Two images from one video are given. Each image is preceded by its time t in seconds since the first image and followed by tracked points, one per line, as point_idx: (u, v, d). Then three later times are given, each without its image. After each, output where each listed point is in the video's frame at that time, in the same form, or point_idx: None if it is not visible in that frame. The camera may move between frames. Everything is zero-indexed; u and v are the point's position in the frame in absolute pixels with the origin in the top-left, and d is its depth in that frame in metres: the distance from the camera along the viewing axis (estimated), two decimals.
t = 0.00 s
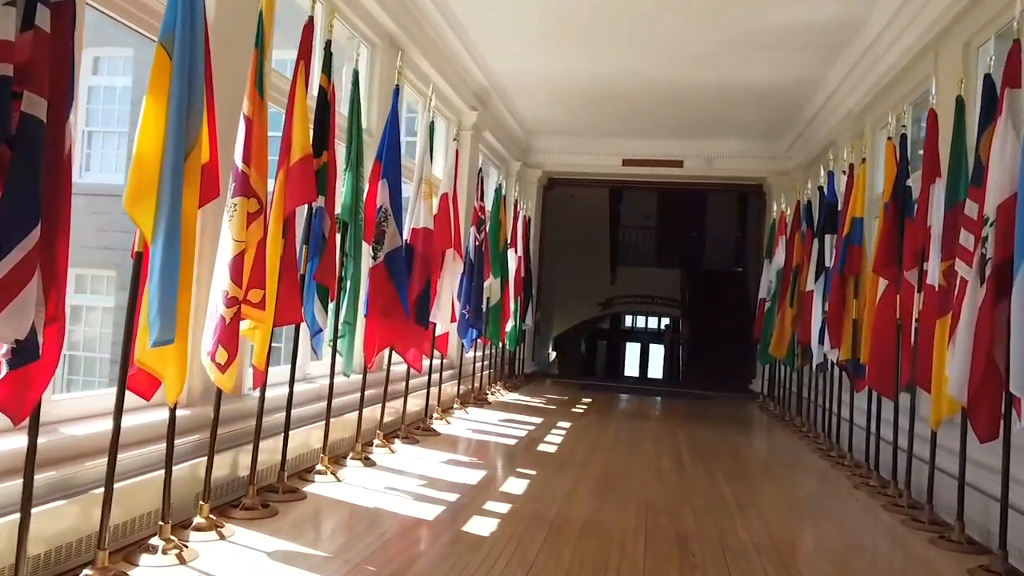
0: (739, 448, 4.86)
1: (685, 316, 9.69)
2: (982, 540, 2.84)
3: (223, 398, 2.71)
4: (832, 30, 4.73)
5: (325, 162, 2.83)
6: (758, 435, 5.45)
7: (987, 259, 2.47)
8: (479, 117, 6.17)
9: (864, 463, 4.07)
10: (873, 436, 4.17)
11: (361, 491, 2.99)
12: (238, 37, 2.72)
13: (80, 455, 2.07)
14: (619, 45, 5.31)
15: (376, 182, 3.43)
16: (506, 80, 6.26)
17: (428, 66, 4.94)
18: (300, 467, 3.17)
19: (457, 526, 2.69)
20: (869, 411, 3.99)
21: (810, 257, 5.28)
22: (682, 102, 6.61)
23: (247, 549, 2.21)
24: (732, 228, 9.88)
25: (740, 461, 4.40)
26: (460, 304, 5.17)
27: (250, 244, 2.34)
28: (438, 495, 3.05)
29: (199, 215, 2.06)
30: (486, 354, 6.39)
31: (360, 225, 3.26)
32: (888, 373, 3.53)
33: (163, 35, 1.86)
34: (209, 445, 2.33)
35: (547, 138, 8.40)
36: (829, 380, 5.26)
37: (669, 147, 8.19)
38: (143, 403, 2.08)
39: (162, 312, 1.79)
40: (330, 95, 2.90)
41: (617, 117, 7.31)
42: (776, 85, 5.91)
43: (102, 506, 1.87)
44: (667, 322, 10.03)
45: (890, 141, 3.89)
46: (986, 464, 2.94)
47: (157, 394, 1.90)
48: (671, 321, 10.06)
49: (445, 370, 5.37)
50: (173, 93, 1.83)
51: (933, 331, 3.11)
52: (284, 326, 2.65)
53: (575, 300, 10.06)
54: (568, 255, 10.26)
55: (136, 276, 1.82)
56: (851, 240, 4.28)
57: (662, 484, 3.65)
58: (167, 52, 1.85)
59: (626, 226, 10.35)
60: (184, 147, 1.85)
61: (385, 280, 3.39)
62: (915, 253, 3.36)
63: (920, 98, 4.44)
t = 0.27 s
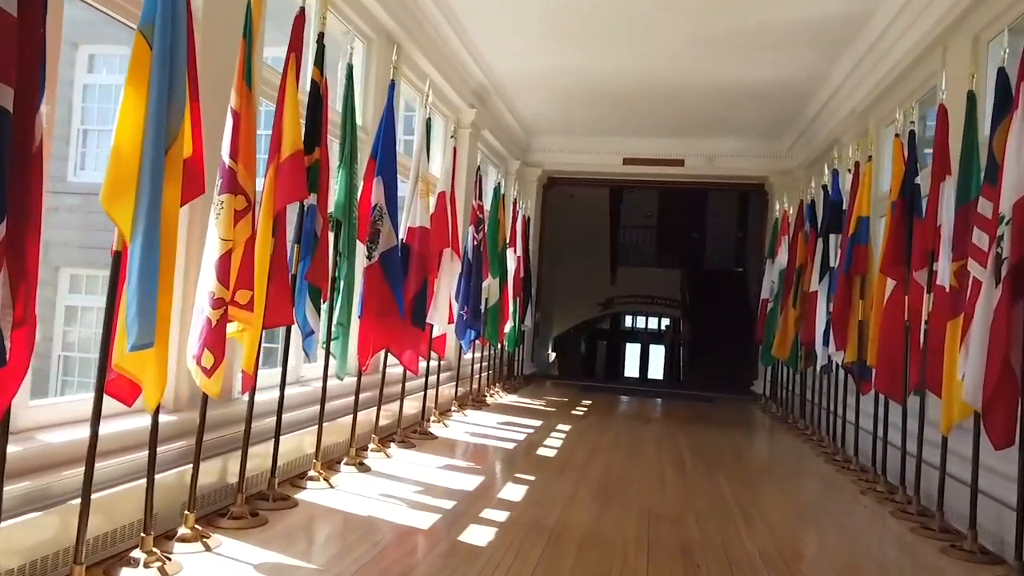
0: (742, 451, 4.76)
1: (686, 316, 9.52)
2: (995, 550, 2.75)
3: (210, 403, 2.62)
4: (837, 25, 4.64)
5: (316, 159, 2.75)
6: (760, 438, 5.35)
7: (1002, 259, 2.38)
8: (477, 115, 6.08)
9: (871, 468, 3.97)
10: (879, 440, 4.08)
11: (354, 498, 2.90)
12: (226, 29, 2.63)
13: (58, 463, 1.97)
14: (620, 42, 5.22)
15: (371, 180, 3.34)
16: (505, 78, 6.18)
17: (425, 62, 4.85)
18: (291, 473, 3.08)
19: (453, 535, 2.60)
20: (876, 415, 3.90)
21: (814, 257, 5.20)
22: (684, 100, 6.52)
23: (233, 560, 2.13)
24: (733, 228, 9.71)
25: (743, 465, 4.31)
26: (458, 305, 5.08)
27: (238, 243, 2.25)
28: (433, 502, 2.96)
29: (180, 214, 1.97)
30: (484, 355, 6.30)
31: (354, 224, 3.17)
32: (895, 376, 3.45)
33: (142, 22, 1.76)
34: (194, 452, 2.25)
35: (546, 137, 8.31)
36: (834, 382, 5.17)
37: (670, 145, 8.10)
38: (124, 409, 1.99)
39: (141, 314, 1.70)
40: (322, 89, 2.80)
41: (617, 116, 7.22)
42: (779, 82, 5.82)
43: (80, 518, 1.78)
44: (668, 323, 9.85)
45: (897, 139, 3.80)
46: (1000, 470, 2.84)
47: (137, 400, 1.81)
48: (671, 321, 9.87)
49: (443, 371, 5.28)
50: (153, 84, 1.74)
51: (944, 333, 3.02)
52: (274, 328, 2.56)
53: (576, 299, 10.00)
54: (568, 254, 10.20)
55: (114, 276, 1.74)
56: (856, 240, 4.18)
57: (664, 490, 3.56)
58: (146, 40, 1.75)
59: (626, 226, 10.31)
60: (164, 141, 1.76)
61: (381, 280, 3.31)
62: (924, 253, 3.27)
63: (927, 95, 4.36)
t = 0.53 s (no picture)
0: (743, 456, 4.66)
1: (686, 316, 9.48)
2: (1009, 562, 2.65)
3: (191, 409, 2.52)
4: (841, 20, 4.54)
5: (304, 156, 2.65)
6: (762, 441, 5.25)
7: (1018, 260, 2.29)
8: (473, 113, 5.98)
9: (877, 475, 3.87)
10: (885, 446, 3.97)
11: (344, 509, 2.79)
12: (208, 19, 2.52)
13: (24, 478, 1.85)
14: (619, 37, 5.12)
15: (363, 177, 3.24)
16: (502, 74, 6.07)
17: (419, 58, 4.75)
18: (277, 481, 2.97)
19: (445, 548, 2.49)
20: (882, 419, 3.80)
21: (816, 258, 5.10)
22: (684, 99, 6.43)
23: None
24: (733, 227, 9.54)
25: (745, 471, 4.20)
26: (453, 306, 4.98)
27: (219, 243, 2.14)
28: (426, 512, 2.85)
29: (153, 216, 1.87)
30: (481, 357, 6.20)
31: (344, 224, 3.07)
32: (903, 381, 3.35)
33: (113, 11, 1.66)
34: (173, 463, 2.14)
35: (543, 135, 8.21)
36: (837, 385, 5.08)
37: (669, 145, 8.01)
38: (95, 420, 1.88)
39: (109, 320, 1.60)
40: (311, 83, 2.69)
41: (616, 114, 7.11)
42: (781, 79, 5.72)
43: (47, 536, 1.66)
44: (666, 323, 9.83)
45: (904, 136, 3.70)
46: (1013, 479, 2.74)
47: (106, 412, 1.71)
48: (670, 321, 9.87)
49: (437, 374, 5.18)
50: (124, 75, 1.64)
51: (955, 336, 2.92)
52: (259, 332, 2.46)
53: (575, 299, 9.89)
54: (566, 253, 10.06)
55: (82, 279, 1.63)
56: (861, 240, 4.08)
57: (665, 497, 3.45)
58: (118, 28, 1.66)
59: (625, 226, 10.10)
60: (136, 136, 1.66)
61: (373, 281, 3.20)
62: (933, 253, 3.16)
63: (934, 92, 4.26)
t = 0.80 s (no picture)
0: (742, 458, 4.56)
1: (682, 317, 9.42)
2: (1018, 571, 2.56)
3: (167, 413, 2.42)
4: (841, 13, 4.45)
5: (287, 149, 2.54)
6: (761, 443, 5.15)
7: None
8: (467, 109, 5.89)
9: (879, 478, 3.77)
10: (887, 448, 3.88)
11: (329, 515, 2.69)
12: (186, 5, 2.42)
13: None
14: (615, 32, 5.03)
15: (350, 172, 3.13)
16: (496, 69, 5.97)
17: (411, 52, 4.65)
18: (259, 487, 2.86)
19: (432, 556, 2.38)
20: (884, 422, 3.71)
21: (815, 257, 5.03)
22: (681, 95, 6.34)
23: None
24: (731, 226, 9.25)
25: (744, 474, 4.11)
26: (445, 306, 4.88)
27: (194, 239, 2.04)
28: (414, 518, 2.75)
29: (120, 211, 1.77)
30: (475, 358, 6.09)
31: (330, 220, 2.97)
32: (906, 382, 3.26)
33: None
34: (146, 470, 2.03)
35: (539, 133, 8.12)
36: (837, 385, 4.99)
37: (666, 142, 7.92)
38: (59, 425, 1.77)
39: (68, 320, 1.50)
40: (295, 73, 2.59)
41: (612, 111, 7.02)
42: (780, 74, 5.63)
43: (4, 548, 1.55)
44: (663, 323, 9.48)
45: (906, 131, 3.61)
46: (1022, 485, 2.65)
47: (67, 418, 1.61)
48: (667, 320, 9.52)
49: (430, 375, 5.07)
50: (86, 59, 1.54)
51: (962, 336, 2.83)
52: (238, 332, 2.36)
53: (571, 300, 9.78)
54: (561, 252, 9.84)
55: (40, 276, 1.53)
56: (862, 237, 3.98)
57: (663, 502, 3.35)
58: (80, 10, 1.56)
59: (621, 225, 9.68)
60: (98, 124, 1.55)
61: (360, 279, 3.11)
62: (937, 251, 3.07)
63: (937, 87, 4.17)
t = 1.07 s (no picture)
0: (738, 458, 4.47)
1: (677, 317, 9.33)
2: None
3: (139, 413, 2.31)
4: (840, 4, 4.37)
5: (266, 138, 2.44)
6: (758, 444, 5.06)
7: None
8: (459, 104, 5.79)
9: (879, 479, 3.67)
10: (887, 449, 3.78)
11: (309, 520, 2.58)
12: None
13: None
14: (609, 23, 4.93)
15: (333, 165, 3.02)
16: (488, 63, 5.87)
17: (402, 45, 4.55)
18: (237, 490, 2.76)
19: (415, 563, 2.26)
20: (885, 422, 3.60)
21: (813, 254, 4.95)
22: (677, 90, 6.25)
23: None
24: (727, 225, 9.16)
25: (741, 475, 4.02)
26: (436, 304, 4.78)
27: (162, 229, 1.94)
28: (398, 523, 2.64)
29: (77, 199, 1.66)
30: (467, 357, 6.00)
31: (313, 213, 2.85)
32: (908, 380, 3.17)
33: None
34: (111, 474, 1.92)
35: (533, 129, 8.03)
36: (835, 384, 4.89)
37: (662, 138, 7.82)
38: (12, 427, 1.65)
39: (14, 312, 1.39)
40: (274, 58, 2.48)
41: (607, 106, 6.93)
42: (777, 68, 5.54)
43: None
44: (660, 323, 9.34)
45: (907, 122, 3.51)
46: None
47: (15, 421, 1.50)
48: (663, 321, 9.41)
49: (420, 375, 4.97)
50: (36, 34, 1.44)
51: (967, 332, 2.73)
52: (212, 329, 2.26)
53: (566, 299, 9.70)
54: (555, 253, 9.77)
55: None
56: (862, 233, 3.88)
57: (658, 504, 3.25)
58: None
59: (617, 224, 9.57)
60: (49, 103, 1.45)
61: (343, 274, 2.99)
62: (940, 245, 2.97)
63: (938, 78, 4.08)
